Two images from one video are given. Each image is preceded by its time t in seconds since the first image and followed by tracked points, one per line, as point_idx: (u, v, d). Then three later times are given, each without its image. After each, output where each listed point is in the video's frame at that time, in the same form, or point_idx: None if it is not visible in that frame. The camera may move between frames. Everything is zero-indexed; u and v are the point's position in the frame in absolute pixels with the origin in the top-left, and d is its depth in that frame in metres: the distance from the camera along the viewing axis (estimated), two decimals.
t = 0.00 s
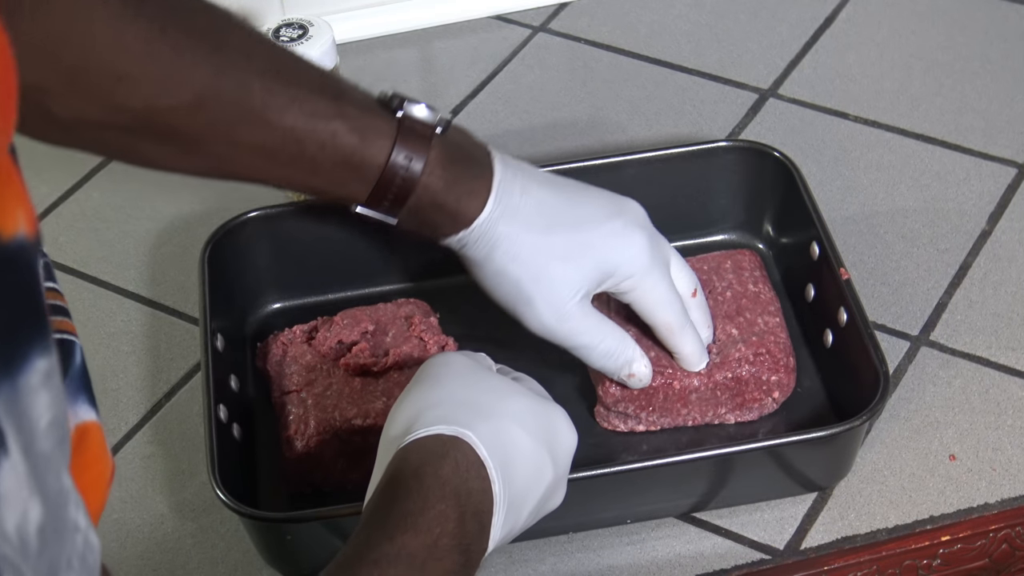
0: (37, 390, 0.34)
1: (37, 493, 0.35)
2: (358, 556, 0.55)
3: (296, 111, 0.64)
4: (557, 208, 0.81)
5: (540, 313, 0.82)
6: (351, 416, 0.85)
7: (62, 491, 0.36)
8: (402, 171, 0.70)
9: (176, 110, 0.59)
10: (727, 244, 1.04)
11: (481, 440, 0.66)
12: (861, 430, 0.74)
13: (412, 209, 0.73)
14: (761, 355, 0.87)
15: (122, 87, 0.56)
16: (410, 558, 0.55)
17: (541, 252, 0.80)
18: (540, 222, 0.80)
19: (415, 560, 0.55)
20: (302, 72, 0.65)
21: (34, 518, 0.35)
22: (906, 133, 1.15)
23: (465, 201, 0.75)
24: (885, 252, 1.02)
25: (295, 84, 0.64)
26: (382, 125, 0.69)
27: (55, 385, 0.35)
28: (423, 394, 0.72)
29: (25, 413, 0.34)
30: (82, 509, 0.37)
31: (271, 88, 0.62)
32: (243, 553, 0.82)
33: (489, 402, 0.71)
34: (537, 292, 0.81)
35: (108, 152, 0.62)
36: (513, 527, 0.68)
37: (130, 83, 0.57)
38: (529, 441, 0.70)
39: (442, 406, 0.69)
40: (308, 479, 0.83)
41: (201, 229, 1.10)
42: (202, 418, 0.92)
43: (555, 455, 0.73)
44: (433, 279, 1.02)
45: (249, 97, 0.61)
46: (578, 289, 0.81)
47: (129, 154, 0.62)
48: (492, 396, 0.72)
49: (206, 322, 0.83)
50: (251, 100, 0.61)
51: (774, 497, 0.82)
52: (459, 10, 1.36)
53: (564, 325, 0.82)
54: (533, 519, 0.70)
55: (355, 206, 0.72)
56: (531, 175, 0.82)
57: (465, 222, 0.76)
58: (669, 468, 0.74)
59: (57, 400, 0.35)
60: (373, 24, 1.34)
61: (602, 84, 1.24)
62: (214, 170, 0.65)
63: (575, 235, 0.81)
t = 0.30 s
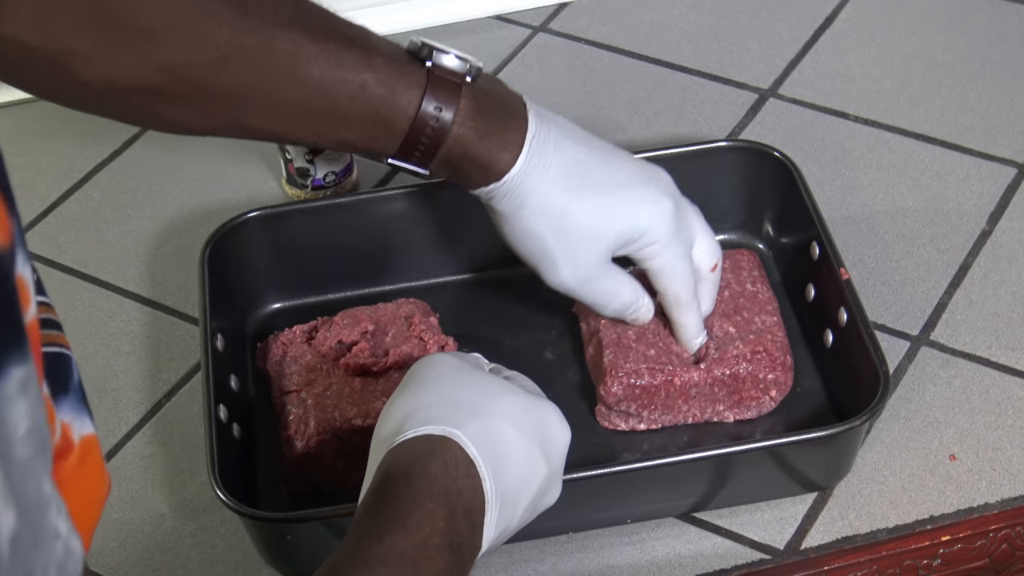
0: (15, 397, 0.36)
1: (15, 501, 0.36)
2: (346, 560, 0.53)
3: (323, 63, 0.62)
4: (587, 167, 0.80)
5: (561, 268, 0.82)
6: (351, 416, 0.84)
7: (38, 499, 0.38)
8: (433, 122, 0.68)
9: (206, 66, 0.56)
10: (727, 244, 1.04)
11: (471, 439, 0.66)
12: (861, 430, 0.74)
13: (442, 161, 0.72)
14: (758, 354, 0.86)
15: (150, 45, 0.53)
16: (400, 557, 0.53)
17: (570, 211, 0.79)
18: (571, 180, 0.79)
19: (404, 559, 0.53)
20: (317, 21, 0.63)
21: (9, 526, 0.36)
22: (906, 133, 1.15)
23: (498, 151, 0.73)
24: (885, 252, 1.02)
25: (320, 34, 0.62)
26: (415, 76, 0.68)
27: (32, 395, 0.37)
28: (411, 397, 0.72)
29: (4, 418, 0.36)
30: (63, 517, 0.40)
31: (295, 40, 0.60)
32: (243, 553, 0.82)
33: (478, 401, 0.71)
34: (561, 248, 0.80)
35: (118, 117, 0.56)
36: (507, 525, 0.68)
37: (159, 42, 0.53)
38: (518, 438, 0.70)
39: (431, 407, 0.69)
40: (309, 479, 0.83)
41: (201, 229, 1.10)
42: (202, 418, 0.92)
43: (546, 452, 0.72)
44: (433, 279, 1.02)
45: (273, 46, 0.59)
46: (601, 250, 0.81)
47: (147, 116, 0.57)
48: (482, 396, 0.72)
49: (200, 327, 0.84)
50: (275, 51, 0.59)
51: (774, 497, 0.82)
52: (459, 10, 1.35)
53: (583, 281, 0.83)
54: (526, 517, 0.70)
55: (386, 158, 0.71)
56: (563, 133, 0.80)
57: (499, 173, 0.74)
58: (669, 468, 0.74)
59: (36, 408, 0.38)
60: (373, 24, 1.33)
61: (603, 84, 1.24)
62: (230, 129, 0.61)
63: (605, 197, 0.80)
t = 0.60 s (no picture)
0: (17, 416, 0.38)
1: (20, 520, 0.37)
2: (346, 564, 0.53)
3: (338, 66, 0.60)
4: (587, 177, 0.82)
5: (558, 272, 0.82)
6: (351, 416, 0.84)
7: (43, 514, 0.39)
8: (442, 127, 0.68)
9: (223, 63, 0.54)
10: (727, 244, 1.04)
11: (470, 441, 0.66)
12: (861, 430, 0.74)
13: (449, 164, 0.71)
14: (761, 353, 0.86)
15: (171, 40, 0.50)
16: (400, 561, 0.53)
17: (568, 217, 0.80)
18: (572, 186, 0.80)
19: (403, 563, 0.53)
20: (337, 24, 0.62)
21: (14, 546, 0.37)
22: (906, 133, 1.15)
23: (500, 158, 0.73)
24: (885, 252, 1.02)
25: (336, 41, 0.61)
26: (427, 82, 0.67)
27: (32, 412, 0.39)
28: (410, 399, 0.72)
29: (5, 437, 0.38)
30: (65, 533, 0.41)
31: (311, 43, 0.58)
32: (243, 553, 0.82)
33: (478, 403, 0.71)
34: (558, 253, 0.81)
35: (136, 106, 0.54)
36: (507, 526, 0.68)
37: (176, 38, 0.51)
38: (518, 440, 0.70)
39: (431, 409, 0.69)
40: (308, 479, 0.83)
41: (201, 229, 1.10)
42: (202, 418, 0.92)
43: (547, 452, 0.72)
44: (433, 279, 1.02)
45: (290, 49, 0.57)
46: (597, 258, 0.82)
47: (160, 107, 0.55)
48: (482, 397, 0.72)
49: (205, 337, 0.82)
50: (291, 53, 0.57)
51: (774, 497, 0.82)
52: (459, 10, 1.35)
53: (579, 288, 0.82)
54: (527, 517, 0.70)
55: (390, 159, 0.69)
56: (565, 144, 0.81)
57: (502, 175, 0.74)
58: (670, 468, 0.74)
59: (34, 425, 0.39)
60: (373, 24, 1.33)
61: (602, 84, 1.24)
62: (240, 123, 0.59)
63: (603, 207, 0.82)
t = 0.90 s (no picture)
0: (17, 421, 0.38)
1: (22, 525, 0.38)
2: (345, 561, 0.53)
3: (347, 83, 0.56)
4: (607, 200, 0.76)
5: (580, 300, 0.77)
6: (351, 416, 0.84)
7: (42, 517, 0.40)
8: (454, 147, 0.63)
9: (225, 81, 0.50)
10: (727, 245, 1.04)
11: (469, 439, 0.66)
12: (861, 431, 0.74)
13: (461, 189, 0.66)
14: (764, 355, 0.87)
15: (172, 54, 0.47)
16: (399, 558, 0.53)
17: (587, 245, 0.75)
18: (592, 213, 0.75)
19: (403, 560, 0.53)
20: (343, 41, 0.57)
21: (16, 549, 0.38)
22: (906, 133, 1.15)
23: (516, 181, 0.68)
24: (885, 252, 1.02)
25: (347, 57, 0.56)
26: (439, 100, 0.62)
27: (34, 417, 0.39)
28: (409, 397, 0.72)
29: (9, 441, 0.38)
30: (66, 536, 0.42)
31: (316, 57, 0.54)
32: (243, 553, 0.82)
33: (476, 400, 0.71)
34: (579, 281, 0.76)
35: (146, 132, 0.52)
36: (506, 525, 0.68)
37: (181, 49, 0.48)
38: (517, 438, 0.70)
39: (428, 407, 0.69)
40: (309, 479, 0.83)
41: (201, 229, 1.10)
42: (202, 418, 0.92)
43: (545, 450, 0.72)
44: (434, 279, 1.02)
45: (295, 65, 0.53)
46: (619, 285, 0.78)
47: (167, 131, 0.52)
48: (480, 395, 0.72)
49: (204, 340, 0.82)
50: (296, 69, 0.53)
51: (774, 497, 0.82)
52: (459, 10, 1.35)
53: (601, 312, 0.78)
54: (526, 516, 0.70)
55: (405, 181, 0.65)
56: (585, 163, 0.76)
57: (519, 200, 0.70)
58: (670, 468, 0.74)
59: (36, 428, 0.39)
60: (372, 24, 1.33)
61: (603, 84, 1.24)
62: (256, 148, 0.56)
63: (623, 232, 0.76)
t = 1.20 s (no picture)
0: (20, 419, 0.37)
1: (23, 526, 0.37)
2: (348, 557, 0.53)
3: (343, 99, 0.58)
4: (601, 224, 0.76)
5: (572, 322, 0.77)
6: (351, 416, 0.85)
7: (48, 516, 0.39)
8: (450, 166, 0.64)
9: (220, 92, 0.53)
10: (727, 245, 1.04)
11: (470, 436, 0.66)
12: (861, 430, 0.74)
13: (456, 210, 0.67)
14: (772, 352, 0.87)
15: (168, 65, 0.51)
16: (402, 555, 0.53)
17: (581, 269, 0.75)
18: (583, 233, 0.74)
19: (406, 558, 0.53)
20: (348, 57, 0.59)
21: (15, 550, 0.37)
22: (906, 133, 1.15)
23: (513, 201, 0.69)
24: (885, 253, 1.02)
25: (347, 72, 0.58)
26: (435, 120, 0.63)
27: (38, 416, 0.38)
28: (410, 395, 0.72)
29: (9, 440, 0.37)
30: (70, 534, 0.40)
31: (315, 72, 0.57)
32: (243, 553, 0.82)
33: (477, 398, 0.71)
34: (571, 303, 0.76)
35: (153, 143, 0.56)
36: (509, 522, 0.68)
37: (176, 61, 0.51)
38: (518, 435, 0.70)
39: (429, 405, 0.69)
40: (309, 479, 0.82)
41: (201, 229, 1.10)
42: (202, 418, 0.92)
43: (546, 448, 0.73)
44: (434, 279, 1.02)
45: (293, 80, 0.56)
46: (611, 309, 0.77)
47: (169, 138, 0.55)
48: (481, 393, 0.72)
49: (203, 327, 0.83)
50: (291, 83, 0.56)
51: (774, 497, 0.82)
52: (459, 10, 1.35)
53: (594, 336, 0.78)
54: (528, 513, 0.70)
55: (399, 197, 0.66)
56: (582, 187, 0.75)
57: (511, 224, 0.70)
58: (670, 468, 0.74)
59: (40, 428, 0.38)
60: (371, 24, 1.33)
61: (603, 84, 1.24)
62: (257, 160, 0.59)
63: (618, 259, 0.75)
